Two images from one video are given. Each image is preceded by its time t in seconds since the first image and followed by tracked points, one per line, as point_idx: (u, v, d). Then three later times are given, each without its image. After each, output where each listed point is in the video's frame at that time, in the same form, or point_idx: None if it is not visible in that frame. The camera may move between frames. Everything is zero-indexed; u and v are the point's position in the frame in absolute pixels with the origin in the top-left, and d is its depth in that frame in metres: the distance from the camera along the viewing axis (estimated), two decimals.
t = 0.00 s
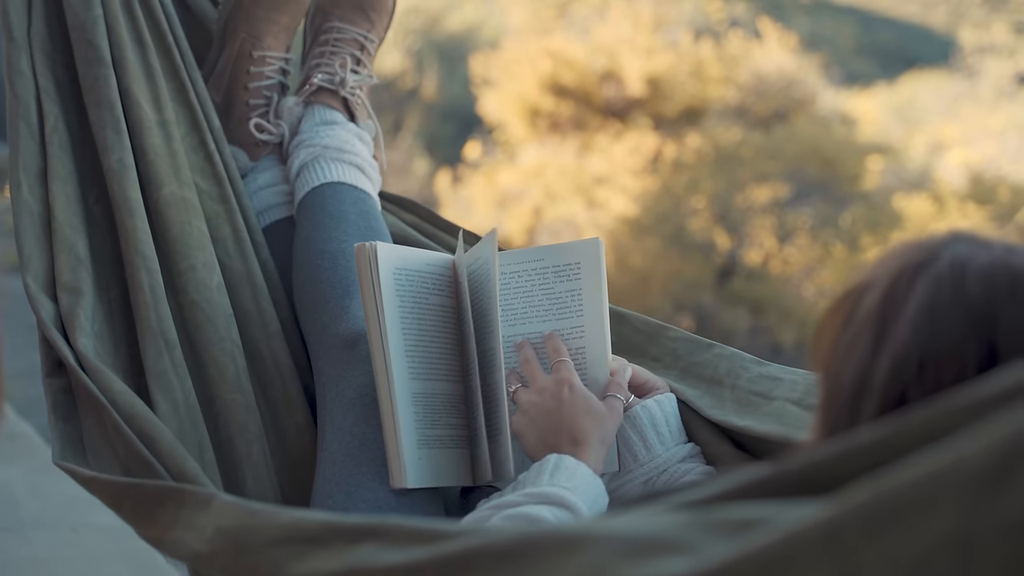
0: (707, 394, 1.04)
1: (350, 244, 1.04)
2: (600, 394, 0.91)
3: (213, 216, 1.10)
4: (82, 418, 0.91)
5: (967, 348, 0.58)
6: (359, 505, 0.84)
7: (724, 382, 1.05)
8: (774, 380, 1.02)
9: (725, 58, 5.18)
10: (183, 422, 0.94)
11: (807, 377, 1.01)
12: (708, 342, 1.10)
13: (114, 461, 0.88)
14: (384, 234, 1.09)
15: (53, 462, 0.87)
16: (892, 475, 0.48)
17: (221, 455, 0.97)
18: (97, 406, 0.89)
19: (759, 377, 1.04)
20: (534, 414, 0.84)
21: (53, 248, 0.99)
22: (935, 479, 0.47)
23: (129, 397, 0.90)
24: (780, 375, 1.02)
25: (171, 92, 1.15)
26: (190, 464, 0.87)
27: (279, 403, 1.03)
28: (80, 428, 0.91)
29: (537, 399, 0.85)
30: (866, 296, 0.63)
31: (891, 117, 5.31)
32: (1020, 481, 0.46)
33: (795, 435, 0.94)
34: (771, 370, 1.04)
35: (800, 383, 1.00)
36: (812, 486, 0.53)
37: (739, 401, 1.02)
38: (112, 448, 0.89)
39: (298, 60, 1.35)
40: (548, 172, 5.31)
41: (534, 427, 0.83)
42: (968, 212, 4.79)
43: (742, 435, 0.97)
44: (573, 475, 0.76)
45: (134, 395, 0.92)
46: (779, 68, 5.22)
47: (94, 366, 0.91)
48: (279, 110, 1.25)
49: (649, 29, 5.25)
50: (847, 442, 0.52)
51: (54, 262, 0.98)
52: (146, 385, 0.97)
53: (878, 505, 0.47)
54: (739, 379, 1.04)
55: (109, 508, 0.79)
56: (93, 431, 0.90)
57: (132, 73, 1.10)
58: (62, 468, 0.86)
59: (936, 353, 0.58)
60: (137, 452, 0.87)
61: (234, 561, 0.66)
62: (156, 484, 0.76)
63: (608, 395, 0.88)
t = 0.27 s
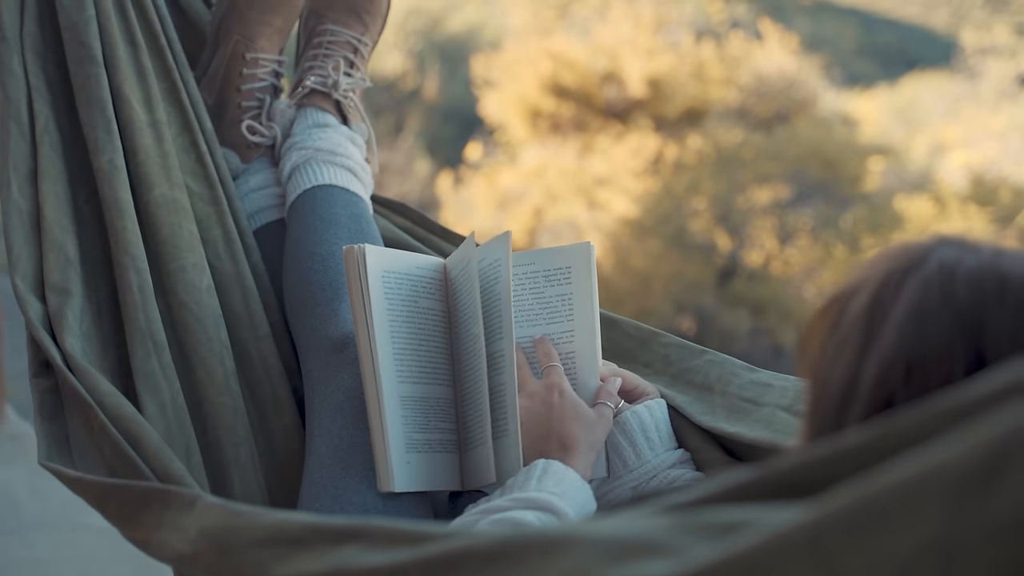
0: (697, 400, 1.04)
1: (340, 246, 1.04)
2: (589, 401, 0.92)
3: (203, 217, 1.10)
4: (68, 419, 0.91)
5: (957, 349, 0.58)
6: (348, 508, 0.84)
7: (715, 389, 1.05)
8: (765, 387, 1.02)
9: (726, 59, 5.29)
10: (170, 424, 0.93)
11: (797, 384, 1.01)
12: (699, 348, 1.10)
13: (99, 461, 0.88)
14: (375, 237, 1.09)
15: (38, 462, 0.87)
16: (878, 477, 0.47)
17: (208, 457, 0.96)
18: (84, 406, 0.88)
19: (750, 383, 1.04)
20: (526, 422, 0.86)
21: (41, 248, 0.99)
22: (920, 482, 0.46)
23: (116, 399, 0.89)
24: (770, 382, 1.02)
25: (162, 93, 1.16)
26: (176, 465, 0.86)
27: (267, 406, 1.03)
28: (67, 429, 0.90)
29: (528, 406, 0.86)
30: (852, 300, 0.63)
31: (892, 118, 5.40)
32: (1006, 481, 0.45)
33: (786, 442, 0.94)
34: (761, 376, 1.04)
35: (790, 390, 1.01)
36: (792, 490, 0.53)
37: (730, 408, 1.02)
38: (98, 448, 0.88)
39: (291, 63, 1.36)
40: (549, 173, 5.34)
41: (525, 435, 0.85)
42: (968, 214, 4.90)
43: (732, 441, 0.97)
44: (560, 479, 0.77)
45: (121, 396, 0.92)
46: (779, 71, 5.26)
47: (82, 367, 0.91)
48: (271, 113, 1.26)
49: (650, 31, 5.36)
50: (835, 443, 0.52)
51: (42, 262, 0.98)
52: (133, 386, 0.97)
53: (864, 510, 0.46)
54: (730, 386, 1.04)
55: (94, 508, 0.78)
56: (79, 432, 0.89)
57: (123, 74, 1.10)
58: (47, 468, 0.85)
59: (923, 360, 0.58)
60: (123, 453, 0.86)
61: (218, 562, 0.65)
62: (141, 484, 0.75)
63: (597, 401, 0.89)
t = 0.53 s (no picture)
0: (688, 407, 1.04)
1: (330, 249, 1.04)
2: (578, 407, 0.92)
3: (192, 220, 1.11)
4: (54, 420, 0.90)
5: (944, 351, 0.57)
6: (333, 510, 0.84)
7: (705, 396, 1.05)
8: (754, 395, 1.03)
9: (727, 61, 5.43)
10: (157, 426, 0.93)
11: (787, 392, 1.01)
12: (690, 354, 1.11)
13: (84, 463, 0.87)
14: (366, 240, 1.09)
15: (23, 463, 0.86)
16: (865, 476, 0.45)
17: (195, 460, 0.96)
18: (70, 408, 0.88)
19: (740, 391, 1.04)
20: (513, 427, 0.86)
21: (29, 248, 0.98)
22: (904, 483, 0.44)
23: (102, 401, 0.89)
24: (761, 389, 1.03)
25: (154, 95, 1.16)
26: (162, 468, 0.86)
27: (255, 409, 1.03)
28: (52, 430, 0.90)
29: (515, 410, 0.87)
30: (840, 304, 0.63)
31: (893, 120, 5.45)
32: (995, 482, 0.44)
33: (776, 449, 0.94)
34: (752, 384, 1.04)
35: (780, 398, 1.01)
36: (774, 491, 0.52)
37: (720, 415, 1.02)
38: (83, 450, 0.87)
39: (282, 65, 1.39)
40: (551, 175, 5.43)
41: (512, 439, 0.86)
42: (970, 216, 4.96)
43: (722, 448, 0.98)
44: (545, 484, 0.77)
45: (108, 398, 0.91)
46: (781, 72, 5.45)
47: (68, 368, 0.91)
48: (263, 116, 1.27)
49: (651, 32, 5.45)
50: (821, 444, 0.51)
51: (31, 263, 0.98)
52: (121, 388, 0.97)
53: (848, 511, 0.45)
54: (721, 392, 1.05)
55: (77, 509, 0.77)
56: (64, 433, 0.89)
57: (115, 75, 1.10)
58: (32, 469, 0.85)
59: (911, 362, 0.58)
60: (109, 455, 0.86)
61: (200, 565, 0.63)
62: (123, 486, 0.73)
63: (587, 408, 0.89)
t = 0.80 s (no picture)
0: (673, 413, 1.04)
1: (315, 251, 1.05)
2: (560, 411, 0.93)
3: (178, 221, 1.11)
4: (33, 420, 0.90)
5: (925, 362, 0.58)
6: (313, 512, 0.84)
7: (692, 402, 1.05)
8: (740, 401, 1.03)
9: (727, 62, 5.47)
10: (138, 427, 0.93)
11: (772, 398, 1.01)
12: (677, 360, 1.11)
13: (63, 463, 0.87)
14: (352, 242, 1.10)
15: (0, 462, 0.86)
16: (841, 477, 0.46)
17: (176, 462, 0.96)
18: (49, 406, 0.88)
19: (726, 397, 1.04)
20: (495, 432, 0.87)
21: (13, 247, 0.99)
22: (883, 483, 0.45)
23: (83, 400, 0.90)
24: (746, 395, 1.03)
25: (141, 96, 1.17)
26: (141, 468, 0.86)
27: (239, 411, 1.03)
28: (31, 429, 0.89)
29: (497, 416, 0.88)
30: (821, 306, 0.64)
31: (893, 121, 5.51)
32: (971, 480, 0.44)
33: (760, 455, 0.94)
34: (738, 390, 1.05)
35: (765, 405, 1.01)
36: (753, 492, 0.53)
37: (706, 421, 1.02)
38: (63, 450, 0.87)
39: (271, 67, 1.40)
40: (551, 176, 5.42)
41: (494, 446, 0.87)
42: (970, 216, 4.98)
43: (706, 454, 0.98)
44: (525, 488, 0.78)
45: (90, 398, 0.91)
46: (781, 72, 5.50)
47: (50, 367, 0.91)
48: (252, 117, 1.27)
49: (652, 33, 5.50)
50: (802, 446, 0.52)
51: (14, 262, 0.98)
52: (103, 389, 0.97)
53: (823, 511, 0.46)
54: (707, 399, 1.05)
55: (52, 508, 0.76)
56: (44, 432, 0.89)
57: (101, 75, 1.11)
58: (9, 467, 0.85)
59: (891, 363, 0.59)
60: (87, 455, 0.85)
61: (177, 565, 0.63)
62: (101, 485, 0.73)
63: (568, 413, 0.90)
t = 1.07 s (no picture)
0: (663, 417, 1.04)
1: (303, 252, 1.05)
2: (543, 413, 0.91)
3: (167, 221, 1.11)
4: (19, 420, 0.90)
5: (912, 357, 0.57)
6: (299, 513, 0.84)
7: (681, 406, 1.06)
8: (730, 405, 1.03)
9: (727, 62, 5.46)
10: (124, 427, 0.94)
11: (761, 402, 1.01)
12: (667, 364, 1.12)
13: (49, 462, 0.87)
14: (342, 243, 1.10)
15: None
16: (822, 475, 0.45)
17: (162, 463, 0.97)
18: (35, 406, 0.88)
19: (716, 400, 1.04)
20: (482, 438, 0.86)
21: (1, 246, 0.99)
22: (860, 484, 0.44)
23: (68, 399, 0.90)
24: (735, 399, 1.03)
25: (132, 95, 1.17)
26: (127, 468, 0.87)
27: (227, 412, 1.04)
28: (16, 429, 0.89)
29: (484, 421, 0.87)
30: (807, 307, 0.63)
31: (893, 121, 5.52)
32: (951, 479, 0.43)
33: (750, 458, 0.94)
34: (728, 394, 1.05)
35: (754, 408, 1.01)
36: (734, 489, 0.52)
37: (696, 425, 1.03)
38: (48, 449, 0.87)
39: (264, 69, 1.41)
40: (551, 175, 5.43)
41: (481, 451, 0.85)
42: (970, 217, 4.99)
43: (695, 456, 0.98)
44: (508, 492, 0.76)
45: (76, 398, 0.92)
46: (781, 72, 5.50)
47: (36, 366, 0.91)
48: (243, 119, 1.28)
49: (653, 33, 5.49)
50: (787, 445, 0.51)
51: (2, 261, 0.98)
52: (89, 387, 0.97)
53: (802, 511, 0.45)
54: (696, 402, 1.05)
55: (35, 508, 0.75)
56: (29, 431, 0.89)
57: (92, 73, 1.10)
58: None
59: (878, 365, 0.58)
60: (74, 454, 0.86)
61: (159, 566, 0.62)
62: (85, 485, 0.72)
63: (551, 413, 0.89)
